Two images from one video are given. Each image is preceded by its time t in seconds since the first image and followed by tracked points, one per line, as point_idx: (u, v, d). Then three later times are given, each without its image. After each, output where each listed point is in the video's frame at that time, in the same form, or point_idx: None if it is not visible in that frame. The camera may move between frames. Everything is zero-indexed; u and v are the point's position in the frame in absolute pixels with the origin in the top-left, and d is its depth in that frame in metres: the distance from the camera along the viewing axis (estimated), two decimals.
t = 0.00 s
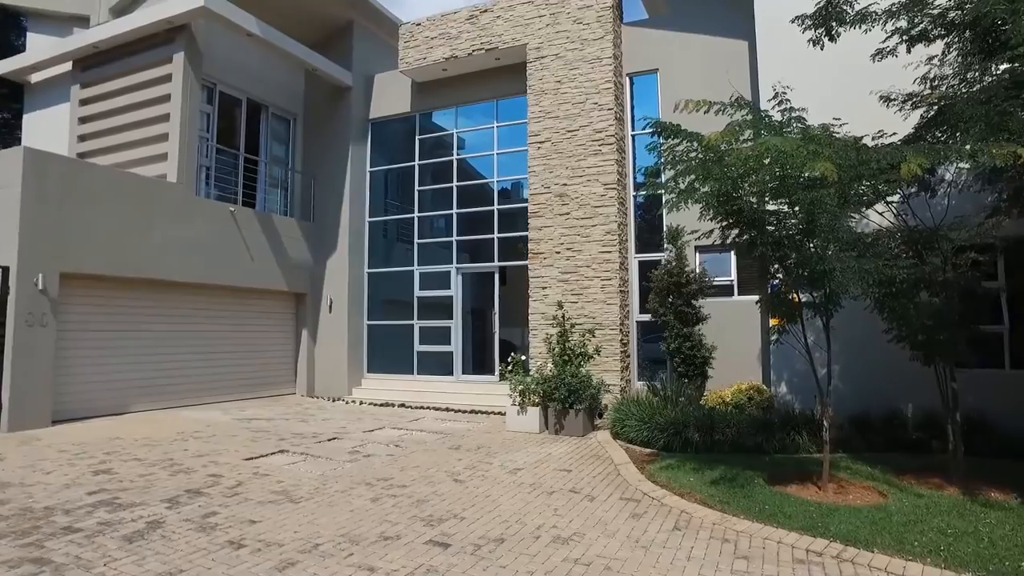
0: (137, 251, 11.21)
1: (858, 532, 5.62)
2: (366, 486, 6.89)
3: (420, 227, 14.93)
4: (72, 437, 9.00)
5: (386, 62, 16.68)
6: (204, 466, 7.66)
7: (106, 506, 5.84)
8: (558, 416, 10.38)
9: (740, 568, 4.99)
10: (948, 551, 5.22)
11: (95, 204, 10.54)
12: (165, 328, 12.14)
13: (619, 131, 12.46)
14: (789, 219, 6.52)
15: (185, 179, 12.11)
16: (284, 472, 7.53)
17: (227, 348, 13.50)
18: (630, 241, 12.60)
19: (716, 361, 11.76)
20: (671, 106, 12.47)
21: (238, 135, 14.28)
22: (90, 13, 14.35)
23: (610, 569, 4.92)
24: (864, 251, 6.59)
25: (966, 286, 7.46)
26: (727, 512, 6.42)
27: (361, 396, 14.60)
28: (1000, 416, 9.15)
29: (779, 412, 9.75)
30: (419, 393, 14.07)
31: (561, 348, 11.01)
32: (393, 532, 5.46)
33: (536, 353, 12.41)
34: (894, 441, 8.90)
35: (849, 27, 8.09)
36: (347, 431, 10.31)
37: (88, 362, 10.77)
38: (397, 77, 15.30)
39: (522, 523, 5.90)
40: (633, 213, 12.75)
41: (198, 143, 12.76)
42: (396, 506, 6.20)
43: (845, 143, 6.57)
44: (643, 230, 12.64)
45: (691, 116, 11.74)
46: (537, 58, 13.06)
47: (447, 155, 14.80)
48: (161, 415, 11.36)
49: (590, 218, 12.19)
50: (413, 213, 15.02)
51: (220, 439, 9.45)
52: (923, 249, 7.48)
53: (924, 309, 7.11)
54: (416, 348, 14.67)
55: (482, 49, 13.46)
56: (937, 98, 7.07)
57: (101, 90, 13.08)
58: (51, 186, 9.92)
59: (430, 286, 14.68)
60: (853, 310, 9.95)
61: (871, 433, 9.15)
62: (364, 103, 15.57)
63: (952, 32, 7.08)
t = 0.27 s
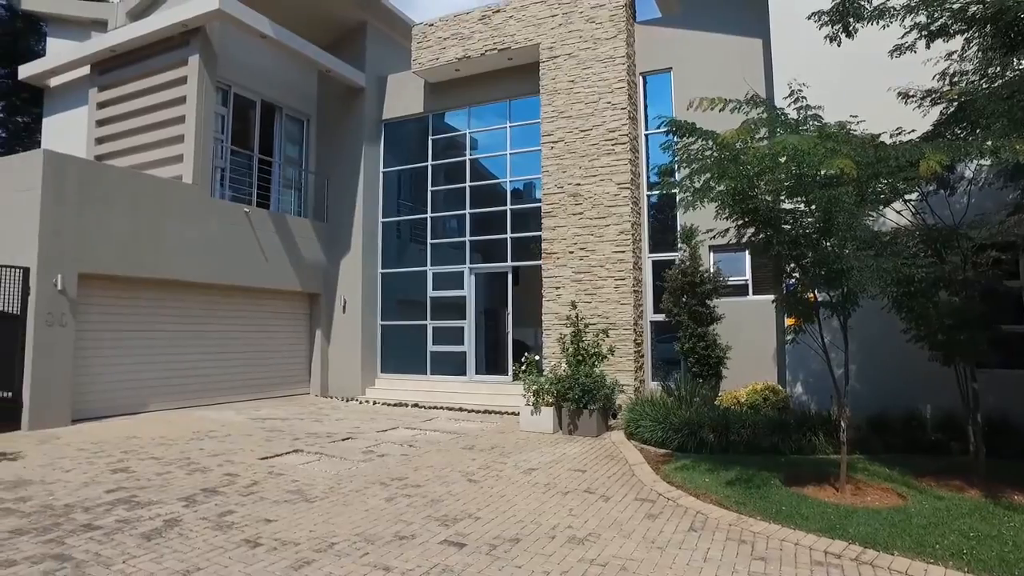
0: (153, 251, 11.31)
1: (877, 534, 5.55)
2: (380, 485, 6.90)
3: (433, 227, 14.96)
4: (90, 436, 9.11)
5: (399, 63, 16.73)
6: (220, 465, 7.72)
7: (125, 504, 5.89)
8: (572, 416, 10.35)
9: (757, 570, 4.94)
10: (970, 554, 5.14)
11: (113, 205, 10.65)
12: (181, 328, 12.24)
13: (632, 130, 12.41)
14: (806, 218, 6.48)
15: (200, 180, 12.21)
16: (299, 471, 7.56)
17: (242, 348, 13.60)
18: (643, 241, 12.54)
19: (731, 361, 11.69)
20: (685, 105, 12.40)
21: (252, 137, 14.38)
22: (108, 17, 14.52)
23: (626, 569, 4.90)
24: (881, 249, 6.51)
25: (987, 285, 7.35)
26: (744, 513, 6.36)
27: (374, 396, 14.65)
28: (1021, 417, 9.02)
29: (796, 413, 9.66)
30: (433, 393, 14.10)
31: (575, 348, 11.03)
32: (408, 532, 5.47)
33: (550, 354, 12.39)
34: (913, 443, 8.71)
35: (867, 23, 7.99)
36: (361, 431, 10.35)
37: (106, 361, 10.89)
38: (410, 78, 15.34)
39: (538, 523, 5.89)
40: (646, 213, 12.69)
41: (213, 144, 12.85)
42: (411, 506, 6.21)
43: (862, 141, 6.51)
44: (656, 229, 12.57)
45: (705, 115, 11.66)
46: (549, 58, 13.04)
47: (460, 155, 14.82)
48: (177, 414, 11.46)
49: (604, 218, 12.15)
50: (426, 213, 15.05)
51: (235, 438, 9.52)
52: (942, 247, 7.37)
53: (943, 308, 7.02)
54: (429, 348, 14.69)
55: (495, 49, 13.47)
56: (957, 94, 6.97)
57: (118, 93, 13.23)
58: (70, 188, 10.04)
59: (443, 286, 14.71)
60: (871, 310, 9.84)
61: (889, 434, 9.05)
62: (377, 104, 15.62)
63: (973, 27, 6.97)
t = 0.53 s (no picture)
0: (170, 252, 11.41)
1: (899, 536, 5.47)
2: (396, 484, 6.90)
3: (446, 227, 14.98)
4: (109, 434, 9.19)
5: (413, 64, 16.78)
6: (237, 464, 7.77)
7: (144, 502, 5.94)
8: (587, 416, 10.32)
9: (777, 572, 4.89)
10: (997, 558, 5.05)
11: (131, 206, 10.76)
12: (197, 328, 12.34)
13: (646, 129, 12.35)
14: (824, 216, 6.40)
15: (216, 180, 12.30)
16: (315, 470, 7.59)
17: (257, 347, 13.69)
18: (658, 241, 12.48)
19: (747, 361, 11.61)
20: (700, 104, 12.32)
21: (267, 138, 14.47)
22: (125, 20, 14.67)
23: (644, 570, 4.86)
24: (901, 248, 6.43)
25: (1010, 284, 7.24)
26: (762, 514, 6.30)
27: (388, 396, 14.68)
28: None
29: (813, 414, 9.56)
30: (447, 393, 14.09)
31: (589, 348, 11.04)
32: (425, 531, 5.47)
33: (564, 354, 12.36)
34: (935, 444, 8.65)
35: (886, 18, 7.89)
36: (376, 430, 10.37)
37: (124, 361, 10.99)
38: (423, 78, 15.38)
39: (555, 523, 5.86)
40: (661, 212, 12.63)
41: (228, 145, 12.94)
42: (427, 505, 6.21)
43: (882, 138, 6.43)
44: (671, 228, 12.51)
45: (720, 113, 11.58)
46: (563, 57, 13.02)
47: (473, 154, 14.83)
48: (193, 413, 11.55)
49: (618, 217, 12.10)
50: (440, 213, 15.07)
51: (251, 437, 9.58)
52: (964, 245, 7.28)
53: (966, 307, 6.92)
54: (443, 348, 14.71)
55: (508, 49, 13.47)
56: (979, 89, 6.86)
57: (135, 95, 13.37)
58: (89, 189, 10.14)
59: (457, 286, 14.72)
60: (891, 309, 9.72)
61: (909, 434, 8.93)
62: (391, 104, 15.67)
63: (996, 21, 6.86)
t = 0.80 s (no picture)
0: (186, 252, 11.49)
1: (922, 538, 5.39)
2: (412, 484, 6.90)
3: (459, 227, 14.98)
4: (127, 432, 9.26)
5: (426, 64, 16.79)
6: (253, 463, 7.80)
7: (162, 499, 5.98)
8: (602, 415, 10.28)
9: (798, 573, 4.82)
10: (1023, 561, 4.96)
11: (147, 206, 10.84)
12: (213, 328, 12.42)
13: (661, 127, 12.29)
14: (844, 214, 6.33)
15: (230, 180, 12.37)
16: (330, 469, 7.60)
17: (272, 347, 13.76)
18: (672, 240, 12.41)
19: (763, 361, 11.50)
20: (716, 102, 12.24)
21: (281, 138, 14.54)
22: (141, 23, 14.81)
23: (663, 570, 4.82)
24: (922, 246, 6.35)
25: None
26: (781, 514, 6.23)
27: (402, 396, 14.70)
28: None
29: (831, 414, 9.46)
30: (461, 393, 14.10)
31: (604, 347, 11.02)
32: (442, 531, 5.46)
33: (578, 353, 12.32)
34: (956, 445, 8.53)
35: (907, 14, 7.78)
36: (390, 430, 10.38)
37: (142, 360, 11.09)
38: (437, 78, 15.39)
39: (572, 523, 5.84)
40: (675, 211, 12.56)
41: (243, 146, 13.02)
42: (443, 505, 6.20)
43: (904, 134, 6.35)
44: (685, 227, 12.44)
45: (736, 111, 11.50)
46: (576, 56, 12.97)
47: (486, 154, 14.83)
48: (209, 413, 11.62)
49: (633, 216, 12.04)
50: (453, 213, 15.08)
51: (266, 436, 9.62)
52: (986, 243, 7.17)
53: (989, 306, 6.81)
54: (456, 348, 14.71)
55: (521, 48, 13.45)
56: (1003, 84, 6.76)
57: (151, 96, 13.49)
58: (106, 190, 10.23)
59: (470, 285, 14.72)
60: (912, 308, 9.59)
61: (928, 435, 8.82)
62: (404, 104, 15.70)
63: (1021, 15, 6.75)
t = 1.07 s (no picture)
0: (202, 251, 11.54)
1: (950, 541, 5.28)
2: (429, 483, 6.88)
3: (473, 227, 14.97)
4: (144, 431, 9.32)
5: (440, 64, 16.80)
6: (270, 461, 7.81)
7: (181, 497, 5.99)
8: (618, 415, 10.22)
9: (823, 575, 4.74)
10: None
11: (164, 207, 10.90)
12: (229, 327, 12.49)
13: (676, 125, 12.20)
14: (866, 211, 6.23)
15: (246, 180, 12.42)
16: (347, 468, 7.60)
17: (287, 346, 13.81)
18: (688, 238, 12.32)
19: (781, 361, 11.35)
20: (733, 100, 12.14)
21: (296, 138, 14.59)
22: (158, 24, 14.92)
23: (685, 571, 4.76)
24: (948, 243, 6.24)
25: None
26: (803, 516, 6.13)
27: (417, 395, 14.71)
28: None
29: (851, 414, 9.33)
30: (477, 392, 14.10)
31: (620, 347, 10.96)
32: (460, 530, 5.43)
33: (594, 353, 12.26)
34: (980, 446, 8.40)
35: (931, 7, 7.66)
36: (405, 429, 10.37)
37: (159, 360, 11.16)
38: (451, 77, 15.40)
39: (591, 523, 5.80)
40: (690, 210, 12.46)
41: (258, 146, 13.07)
42: (461, 504, 6.17)
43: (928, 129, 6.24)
44: (701, 226, 12.34)
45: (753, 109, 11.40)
46: (591, 55, 12.91)
47: (500, 153, 14.81)
48: (224, 412, 11.67)
49: (649, 215, 11.96)
50: (467, 213, 15.08)
51: (282, 435, 9.65)
52: (1012, 240, 7.04)
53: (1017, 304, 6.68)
54: (470, 347, 14.70)
55: (536, 47, 13.41)
56: None
57: (168, 97, 13.59)
58: (124, 190, 10.31)
59: (484, 285, 14.69)
60: (934, 307, 9.44)
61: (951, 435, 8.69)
62: (418, 103, 15.71)
63: None
